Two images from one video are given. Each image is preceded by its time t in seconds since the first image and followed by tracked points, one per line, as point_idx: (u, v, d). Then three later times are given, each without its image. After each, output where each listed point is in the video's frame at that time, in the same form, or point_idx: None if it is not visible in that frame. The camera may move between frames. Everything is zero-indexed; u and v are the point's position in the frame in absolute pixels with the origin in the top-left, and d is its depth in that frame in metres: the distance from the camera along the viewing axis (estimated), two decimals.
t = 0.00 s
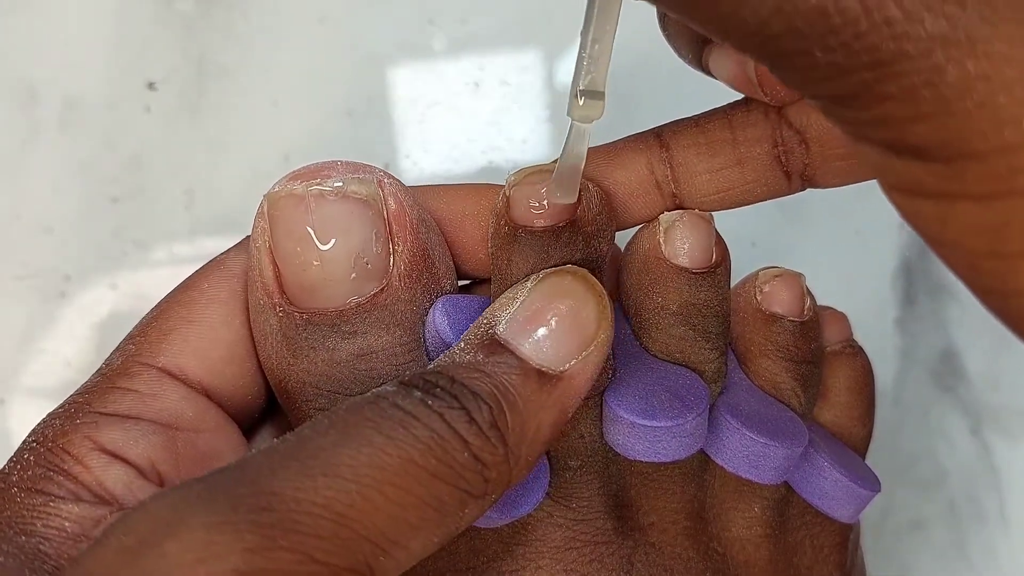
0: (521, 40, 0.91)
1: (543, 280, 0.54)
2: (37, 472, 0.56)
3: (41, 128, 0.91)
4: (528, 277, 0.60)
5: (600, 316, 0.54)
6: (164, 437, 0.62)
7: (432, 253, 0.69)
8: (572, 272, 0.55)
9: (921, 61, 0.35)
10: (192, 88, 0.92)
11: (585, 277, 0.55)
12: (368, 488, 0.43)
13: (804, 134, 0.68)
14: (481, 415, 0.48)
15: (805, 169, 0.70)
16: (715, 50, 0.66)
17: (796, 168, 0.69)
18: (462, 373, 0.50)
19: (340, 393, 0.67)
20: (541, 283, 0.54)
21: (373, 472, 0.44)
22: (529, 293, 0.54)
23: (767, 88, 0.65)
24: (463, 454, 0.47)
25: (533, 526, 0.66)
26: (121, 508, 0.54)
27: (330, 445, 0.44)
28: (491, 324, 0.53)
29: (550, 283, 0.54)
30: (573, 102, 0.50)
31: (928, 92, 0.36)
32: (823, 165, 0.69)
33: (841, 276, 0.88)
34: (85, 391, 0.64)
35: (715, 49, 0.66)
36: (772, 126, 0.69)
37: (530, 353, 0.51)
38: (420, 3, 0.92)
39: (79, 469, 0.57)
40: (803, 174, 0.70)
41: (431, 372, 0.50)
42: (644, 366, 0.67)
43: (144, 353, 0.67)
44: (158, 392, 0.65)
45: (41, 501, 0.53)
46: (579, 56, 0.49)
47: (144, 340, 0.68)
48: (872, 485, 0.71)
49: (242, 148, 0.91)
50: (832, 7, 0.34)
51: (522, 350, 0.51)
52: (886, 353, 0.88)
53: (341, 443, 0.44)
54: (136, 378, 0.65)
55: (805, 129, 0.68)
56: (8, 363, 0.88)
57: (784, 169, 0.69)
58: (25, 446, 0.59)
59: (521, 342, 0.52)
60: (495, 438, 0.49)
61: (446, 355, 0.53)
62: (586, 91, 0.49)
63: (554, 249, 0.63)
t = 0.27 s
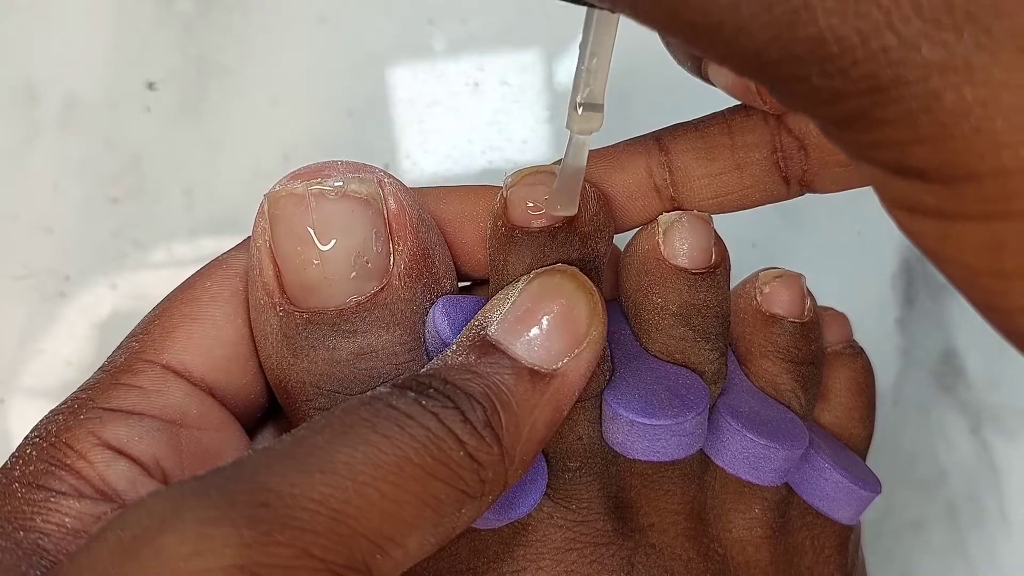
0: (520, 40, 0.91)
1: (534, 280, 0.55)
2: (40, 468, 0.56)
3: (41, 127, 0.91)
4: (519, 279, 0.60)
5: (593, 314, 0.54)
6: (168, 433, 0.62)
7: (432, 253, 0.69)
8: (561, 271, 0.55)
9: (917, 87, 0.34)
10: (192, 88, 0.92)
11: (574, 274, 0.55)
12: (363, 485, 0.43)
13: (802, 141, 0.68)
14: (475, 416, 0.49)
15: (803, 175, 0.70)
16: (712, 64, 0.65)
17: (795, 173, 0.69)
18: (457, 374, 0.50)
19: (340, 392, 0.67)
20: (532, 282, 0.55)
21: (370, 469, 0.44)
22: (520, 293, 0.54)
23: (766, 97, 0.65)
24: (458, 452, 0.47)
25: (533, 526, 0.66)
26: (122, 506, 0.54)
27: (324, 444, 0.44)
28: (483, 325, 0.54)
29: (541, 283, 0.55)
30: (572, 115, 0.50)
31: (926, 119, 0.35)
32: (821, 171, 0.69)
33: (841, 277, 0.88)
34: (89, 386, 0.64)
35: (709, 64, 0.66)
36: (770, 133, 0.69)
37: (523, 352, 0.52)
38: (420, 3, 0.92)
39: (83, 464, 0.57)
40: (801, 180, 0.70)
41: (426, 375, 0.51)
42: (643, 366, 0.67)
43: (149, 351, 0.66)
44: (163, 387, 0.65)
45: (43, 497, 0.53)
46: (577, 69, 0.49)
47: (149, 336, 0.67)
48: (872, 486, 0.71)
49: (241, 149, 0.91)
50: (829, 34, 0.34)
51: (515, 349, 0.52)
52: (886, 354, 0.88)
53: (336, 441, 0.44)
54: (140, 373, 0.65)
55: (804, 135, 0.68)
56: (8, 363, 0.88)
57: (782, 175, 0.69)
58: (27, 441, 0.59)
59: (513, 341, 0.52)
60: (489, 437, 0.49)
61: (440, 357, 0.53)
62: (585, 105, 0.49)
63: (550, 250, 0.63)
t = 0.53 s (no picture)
0: (520, 40, 0.91)
1: (532, 280, 0.55)
2: (39, 468, 0.56)
3: (41, 127, 0.91)
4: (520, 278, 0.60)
5: (592, 314, 0.54)
6: (167, 433, 0.62)
7: (432, 252, 0.69)
8: (559, 271, 0.55)
9: (923, 84, 0.34)
10: (192, 88, 0.92)
11: (573, 274, 0.55)
12: (362, 486, 0.43)
13: (802, 139, 0.68)
14: (474, 416, 0.49)
15: (802, 174, 0.70)
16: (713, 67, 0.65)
17: (794, 172, 0.70)
18: (456, 376, 0.50)
19: (340, 391, 0.67)
20: (530, 282, 0.55)
21: (368, 469, 0.44)
22: (519, 293, 0.55)
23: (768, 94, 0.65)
24: (457, 453, 0.47)
25: (532, 525, 0.66)
26: (121, 505, 0.54)
27: (323, 445, 0.44)
28: (481, 325, 0.54)
29: (539, 283, 0.55)
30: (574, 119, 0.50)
31: (926, 120, 0.35)
32: (821, 169, 0.69)
33: (841, 277, 0.88)
34: (89, 386, 0.64)
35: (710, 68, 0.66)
36: (769, 132, 0.69)
37: (523, 353, 0.52)
38: (420, 3, 0.92)
39: (82, 464, 0.57)
40: (800, 179, 0.70)
41: (424, 376, 0.51)
42: (643, 366, 0.67)
43: (148, 350, 0.67)
44: (163, 387, 0.65)
45: (43, 497, 0.53)
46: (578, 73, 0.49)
47: (148, 336, 0.67)
48: (872, 486, 0.71)
49: (241, 149, 0.91)
50: (829, 37, 0.33)
51: (514, 350, 0.52)
52: (886, 353, 0.88)
53: (336, 442, 0.44)
54: (140, 373, 0.65)
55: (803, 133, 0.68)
56: (8, 363, 0.89)
57: (781, 174, 0.70)
58: (27, 440, 0.59)
59: (513, 343, 0.52)
60: (488, 438, 0.49)
61: (439, 357, 0.53)
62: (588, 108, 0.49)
63: (549, 249, 0.63)
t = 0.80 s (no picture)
0: (521, 40, 0.91)
1: (526, 281, 0.55)
2: (39, 468, 0.56)
3: (41, 127, 0.91)
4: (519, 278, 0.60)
5: (586, 313, 0.54)
6: (167, 433, 0.62)
7: (431, 252, 0.69)
8: (553, 271, 0.56)
9: (920, 77, 0.34)
10: (192, 88, 0.92)
11: (566, 274, 0.56)
12: (358, 486, 0.43)
13: (798, 135, 0.68)
14: (470, 417, 0.49)
15: (800, 170, 0.70)
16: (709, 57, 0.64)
17: (792, 169, 0.69)
18: (453, 379, 0.50)
19: (340, 391, 0.67)
20: (524, 283, 0.55)
21: (364, 470, 0.44)
22: (515, 294, 0.55)
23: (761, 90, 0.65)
24: (454, 454, 0.47)
25: (531, 525, 0.66)
26: (121, 506, 0.54)
27: (318, 446, 0.44)
28: (477, 327, 0.54)
29: (533, 284, 0.55)
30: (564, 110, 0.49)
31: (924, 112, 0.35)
32: (818, 165, 0.69)
33: (841, 277, 0.88)
34: (90, 386, 0.64)
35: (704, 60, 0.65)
36: (766, 128, 0.69)
37: (517, 353, 0.52)
38: (420, 3, 0.92)
39: (82, 464, 0.57)
40: (798, 175, 0.70)
41: (422, 378, 0.51)
42: (642, 366, 0.67)
43: (149, 350, 0.67)
44: (163, 387, 0.65)
45: (43, 497, 0.53)
46: (569, 65, 0.48)
47: (149, 337, 0.67)
48: (871, 486, 0.71)
49: (241, 149, 0.91)
50: (826, 30, 0.33)
51: (510, 351, 0.52)
52: (885, 354, 0.88)
53: (332, 443, 0.44)
54: (140, 373, 0.65)
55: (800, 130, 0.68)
56: (8, 363, 0.89)
57: (779, 170, 0.70)
58: (27, 441, 0.59)
59: (508, 344, 0.52)
60: (485, 439, 0.49)
61: (436, 358, 0.53)
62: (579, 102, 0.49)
63: (547, 249, 0.63)
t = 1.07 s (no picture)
0: (521, 39, 0.91)
1: (529, 281, 0.55)
2: (40, 470, 0.56)
3: (41, 127, 0.91)
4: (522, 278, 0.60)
5: (590, 314, 0.54)
6: (168, 434, 0.62)
7: (432, 252, 0.69)
8: (557, 272, 0.56)
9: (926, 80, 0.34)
10: (192, 88, 0.92)
11: (570, 274, 0.56)
12: (362, 487, 0.43)
13: (803, 137, 0.68)
14: (473, 418, 0.49)
15: (803, 172, 0.70)
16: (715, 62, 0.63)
17: (795, 171, 0.70)
18: (456, 379, 0.50)
19: (341, 391, 0.67)
20: (527, 284, 0.55)
21: (367, 471, 0.44)
22: (519, 294, 0.55)
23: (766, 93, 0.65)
24: (457, 456, 0.47)
25: (532, 525, 0.66)
26: (121, 507, 0.54)
27: (322, 447, 0.44)
28: (480, 328, 0.54)
29: (536, 284, 0.55)
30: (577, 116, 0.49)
31: (933, 112, 0.35)
32: (822, 167, 0.69)
33: (841, 277, 0.88)
34: (90, 387, 0.64)
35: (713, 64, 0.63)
36: (770, 129, 0.69)
37: (520, 355, 0.52)
38: (420, 3, 0.92)
39: (83, 465, 0.57)
40: (802, 177, 0.70)
41: (425, 379, 0.51)
42: (643, 366, 0.67)
43: (150, 351, 0.66)
44: (164, 388, 0.65)
45: (43, 498, 0.53)
46: (581, 71, 0.49)
47: (149, 337, 0.67)
48: (872, 486, 0.71)
49: (241, 149, 0.91)
50: (834, 33, 0.33)
51: (514, 354, 0.52)
52: (886, 354, 0.88)
53: (335, 444, 0.44)
54: (141, 374, 0.65)
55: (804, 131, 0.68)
56: (8, 363, 0.89)
57: (783, 172, 0.69)
58: (28, 441, 0.59)
59: (513, 347, 0.52)
60: (488, 440, 0.49)
61: (439, 359, 0.54)
62: (593, 107, 0.49)
63: (550, 249, 0.63)
